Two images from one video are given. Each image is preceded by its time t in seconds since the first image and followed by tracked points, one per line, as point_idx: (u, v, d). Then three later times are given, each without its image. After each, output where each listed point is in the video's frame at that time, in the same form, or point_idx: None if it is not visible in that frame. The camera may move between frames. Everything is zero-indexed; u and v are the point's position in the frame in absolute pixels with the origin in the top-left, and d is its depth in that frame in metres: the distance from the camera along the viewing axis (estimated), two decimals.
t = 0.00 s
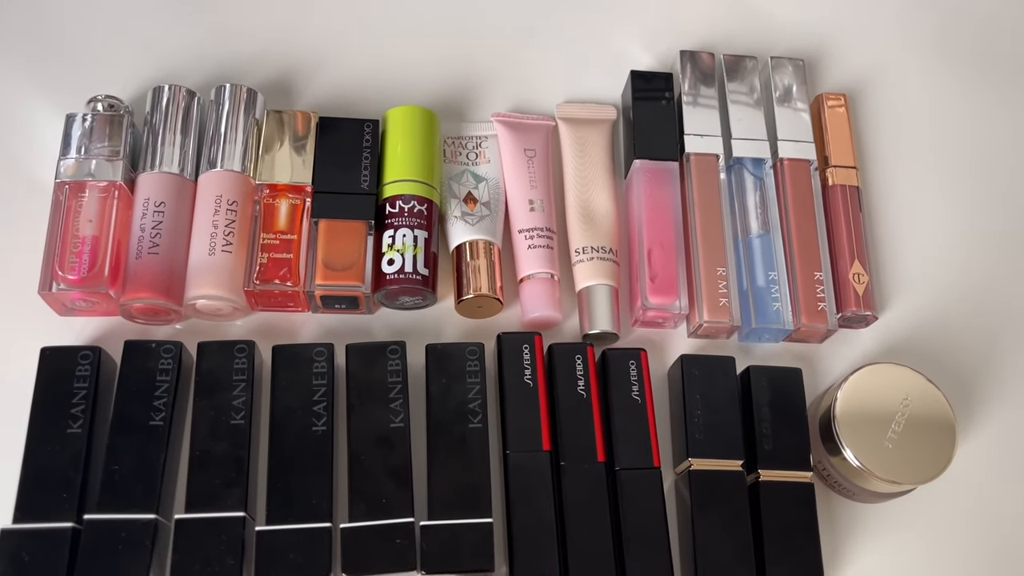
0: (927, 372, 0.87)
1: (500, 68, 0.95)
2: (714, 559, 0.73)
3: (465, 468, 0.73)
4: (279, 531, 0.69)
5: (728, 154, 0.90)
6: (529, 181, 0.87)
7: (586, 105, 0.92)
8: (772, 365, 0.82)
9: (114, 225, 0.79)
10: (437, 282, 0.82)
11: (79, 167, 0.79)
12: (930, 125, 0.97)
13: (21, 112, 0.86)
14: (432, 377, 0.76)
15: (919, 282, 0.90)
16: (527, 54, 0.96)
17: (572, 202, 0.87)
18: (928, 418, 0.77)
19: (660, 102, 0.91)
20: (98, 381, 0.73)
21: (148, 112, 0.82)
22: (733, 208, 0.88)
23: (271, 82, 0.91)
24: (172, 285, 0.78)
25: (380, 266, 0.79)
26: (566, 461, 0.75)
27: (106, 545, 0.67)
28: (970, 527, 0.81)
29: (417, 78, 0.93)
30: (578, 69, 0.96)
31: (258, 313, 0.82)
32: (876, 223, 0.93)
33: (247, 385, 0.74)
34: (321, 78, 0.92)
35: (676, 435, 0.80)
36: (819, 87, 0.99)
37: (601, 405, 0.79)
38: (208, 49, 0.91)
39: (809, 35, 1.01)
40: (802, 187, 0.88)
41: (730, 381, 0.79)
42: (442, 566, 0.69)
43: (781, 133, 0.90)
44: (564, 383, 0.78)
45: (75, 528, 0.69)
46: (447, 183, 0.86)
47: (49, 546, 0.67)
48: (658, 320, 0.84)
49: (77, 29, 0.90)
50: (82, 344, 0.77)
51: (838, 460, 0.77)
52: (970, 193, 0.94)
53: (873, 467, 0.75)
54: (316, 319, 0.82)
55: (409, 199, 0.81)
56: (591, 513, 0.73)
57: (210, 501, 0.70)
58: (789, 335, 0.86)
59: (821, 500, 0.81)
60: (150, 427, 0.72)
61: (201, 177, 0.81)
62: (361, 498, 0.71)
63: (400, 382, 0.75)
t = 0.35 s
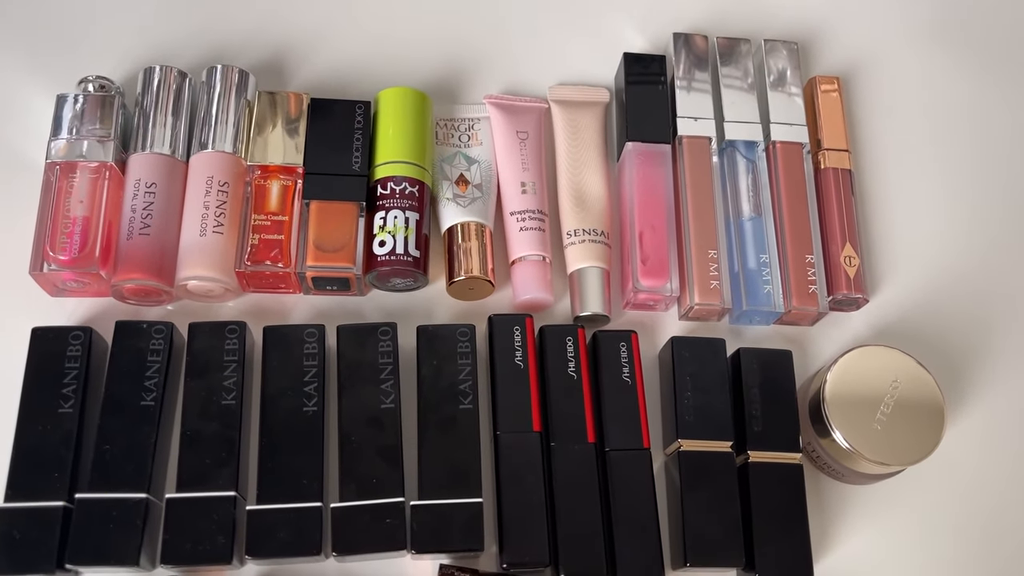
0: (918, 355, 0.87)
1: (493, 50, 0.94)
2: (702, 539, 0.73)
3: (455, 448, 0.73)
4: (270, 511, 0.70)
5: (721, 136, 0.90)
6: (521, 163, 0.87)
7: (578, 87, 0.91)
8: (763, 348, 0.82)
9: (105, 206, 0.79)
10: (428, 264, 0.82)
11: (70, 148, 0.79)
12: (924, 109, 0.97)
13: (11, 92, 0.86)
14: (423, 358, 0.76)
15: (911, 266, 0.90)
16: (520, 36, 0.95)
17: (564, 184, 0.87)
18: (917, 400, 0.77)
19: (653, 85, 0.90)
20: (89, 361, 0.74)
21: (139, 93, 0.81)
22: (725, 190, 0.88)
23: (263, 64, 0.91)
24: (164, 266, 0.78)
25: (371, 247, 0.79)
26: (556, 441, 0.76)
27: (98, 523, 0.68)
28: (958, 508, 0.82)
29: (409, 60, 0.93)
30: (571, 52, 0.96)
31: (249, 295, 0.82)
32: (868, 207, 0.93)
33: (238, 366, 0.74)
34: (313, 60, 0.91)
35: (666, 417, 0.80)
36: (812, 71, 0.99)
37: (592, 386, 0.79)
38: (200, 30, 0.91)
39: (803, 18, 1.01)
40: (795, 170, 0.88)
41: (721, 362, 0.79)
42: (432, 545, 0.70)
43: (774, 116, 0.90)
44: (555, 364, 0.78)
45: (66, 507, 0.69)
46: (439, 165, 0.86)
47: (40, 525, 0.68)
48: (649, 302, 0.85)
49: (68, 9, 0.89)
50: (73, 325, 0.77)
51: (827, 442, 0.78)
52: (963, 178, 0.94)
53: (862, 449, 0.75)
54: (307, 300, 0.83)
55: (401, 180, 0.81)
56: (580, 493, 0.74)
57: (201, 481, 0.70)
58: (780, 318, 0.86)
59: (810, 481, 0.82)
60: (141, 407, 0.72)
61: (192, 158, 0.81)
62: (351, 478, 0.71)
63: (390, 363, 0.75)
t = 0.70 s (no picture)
0: (909, 336, 0.87)
1: (487, 30, 0.94)
2: (692, 516, 0.74)
3: (447, 425, 0.73)
4: (262, 487, 0.70)
5: (714, 117, 0.90)
6: (515, 143, 0.87)
7: (570, 68, 0.91)
8: (755, 328, 0.82)
9: (97, 184, 0.79)
10: (421, 243, 0.82)
11: (62, 126, 0.79)
12: (918, 91, 0.97)
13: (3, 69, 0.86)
14: (415, 336, 0.76)
15: (903, 248, 0.90)
16: (514, 16, 0.95)
17: (558, 164, 0.87)
18: (908, 379, 0.77)
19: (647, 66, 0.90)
20: (81, 338, 0.74)
21: (132, 71, 0.81)
22: (718, 171, 0.88)
23: (256, 43, 0.90)
24: (156, 244, 0.78)
25: (364, 226, 0.79)
26: (548, 419, 0.76)
27: (90, 498, 0.68)
28: (948, 489, 0.82)
29: (403, 40, 0.93)
30: (566, 33, 0.96)
31: (242, 273, 0.82)
32: (862, 189, 0.93)
33: (230, 343, 0.74)
34: (306, 39, 0.91)
35: (658, 396, 0.81)
36: (807, 53, 0.99)
37: (584, 365, 0.79)
38: (193, 9, 0.90)
39: None
40: (788, 151, 0.88)
41: (712, 342, 0.79)
42: (423, 521, 0.70)
43: (768, 97, 0.90)
44: (547, 343, 0.78)
45: (59, 482, 0.69)
46: (433, 144, 0.86)
47: (33, 499, 0.68)
48: (641, 282, 0.85)
49: None
50: (66, 302, 0.78)
51: (818, 422, 0.78)
52: (956, 161, 0.94)
53: (853, 428, 0.75)
54: (300, 279, 0.83)
55: (393, 159, 0.81)
56: (571, 471, 0.74)
57: (193, 457, 0.70)
58: (772, 298, 0.86)
59: (800, 460, 0.82)
60: (133, 383, 0.72)
61: (185, 136, 0.81)
62: (343, 455, 0.71)
63: (383, 341, 0.75)
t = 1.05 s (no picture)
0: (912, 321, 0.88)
1: (493, 17, 0.95)
2: (697, 496, 0.75)
3: (455, 406, 0.74)
4: (273, 466, 0.71)
5: (720, 104, 0.91)
6: (522, 128, 0.87)
7: (576, 55, 0.92)
8: (759, 312, 0.83)
9: (109, 168, 0.79)
10: (429, 227, 0.83)
11: (73, 110, 0.79)
12: (922, 79, 0.98)
13: (13, 55, 0.86)
14: (424, 319, 0.77)
15: (906, 234, 0.91)
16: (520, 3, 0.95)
17: (564, 150, 0.88)
18: (910, 362, 0.78)
19: (653, 53, 0.90)
20: (94, 320, 0.74)
21: (142, 56, 0.82)
22: (723, 157, 0.89)
23: (265, 29, 0.91)
24: (167, 227, 0.79)
25: (372, 210, 0.80)
26: (554, 401, 0.77)
27: (103, 477, 0.69)
28: (951, 472, 0.83)
29: (410, 27, 0.93)
30: (572, 20, 0.96)
31: (251, 257, 0.83)
32: (866, 176, 0.93)
33: (241, 325, 0.75)
34: (314, 25, 0.92)
35: (663, 379, 0.81)
36: (812, 40, 0.99)
37: (590, 348, 0.80)
38: None
39: None
40: (792, 137, 0.89)
41: (718, 325, 0.80)
42: (432, 500, 0.71)
43: (772, 84, 0.91)
44: (554, 326, 0.79)
45: (72, 461, 0.70)
46: (440, 130, 0.86)
47: (47, 478, 0.69)
48: (648, 267, 0.86)
49: None
50: (78, 284, 0.78)
51: (823, 404, 0.79)
52: (959, 148, 0.95)
53: (857, 411, 0.76)
54: (309, 263, 0.83)
55: (402, 144, 0.81)
56: (578, 452, 0.75)
57: (205, 436, 0.71)
58: (777, 283, 0.87)
59: (804, 443, 0.83)
60: (145, 363, 0.73)
61: (195, 121, 0.82)
62: (353, 435, 0.72)
63: (392, 323, 0.76)
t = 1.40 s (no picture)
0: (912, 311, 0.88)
1: (496, 7, 0.95)
2: (699, 482, 0.75)
3: (458, 391, 0.75)
4: (278, 451, 0.71)
5: (721, 95, 0.91)
6: (524, 118, 0.88)
7: (579, 46, 0.92)
8: (760, 300, 0.84)
9: (114, 155, 0.80)
10: (432, 216, 0.84)
11: (78, 99, 0.80)
12: (922, 72, 0.98)
13: (18, 43, 0.86)
14: (427, 306, 0.77)
15: (906, 225, 0.92)
16: None
17: (567, 140, 0.88)
18: (910, 351, 0.79)
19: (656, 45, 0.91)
20: (99, 306, 0.75)
21: (147, 45, 0.82)
22: (725, 147, 0.89)
23: (269, 19, 0.92)
24: (172, 214, 0.79)
25: (376, 198, 0.80)
26: (557, 388, 0.77)
27: (109, 461, 0.69)
28: (950, 460, 0.83)
29: (413, 17, 0.94)
30: (575, 11, 0.97)
31: (256, 245, 0.84)
32: (866, 168, 0.94)
33: (245, 311, 0.76)
34: (318, 15, 0.92)
35: (665, 366, 0.82)
36: (813, 32, 1.00)
37: (592, 335, 0.81)
38: None
39: None
40: (794, 128, 0.89)
41: (719, 313, 0.80)
42: (435, 485, 0.72)
43: (773, 76, 0.91)
44: (556, 314, 0.79)
45: (78, 445, 0.71)
46: (443, 120, 0.87)
47: (53, 462, 0.69)
48: (650, 256, 0.86)
49: None
50: (84, 270, 0.79)
51: (823, 392, 0.79)
52: (959, 140, 0.95)
53: (857, 398, 0.77)
54: (313, 251, 0.84)
55: (405, 133, 0.82)
56: (580, 438, 0.76)
57: (210, 421, 0.72)
58: (777, 272, 0.88)
59: (805, 431, 0.84)
60: (150, 349, 0.73)
61: (200, 110, 0.82)
62: (357, 421, 0.73)
63: (395, 310, 0.77)
